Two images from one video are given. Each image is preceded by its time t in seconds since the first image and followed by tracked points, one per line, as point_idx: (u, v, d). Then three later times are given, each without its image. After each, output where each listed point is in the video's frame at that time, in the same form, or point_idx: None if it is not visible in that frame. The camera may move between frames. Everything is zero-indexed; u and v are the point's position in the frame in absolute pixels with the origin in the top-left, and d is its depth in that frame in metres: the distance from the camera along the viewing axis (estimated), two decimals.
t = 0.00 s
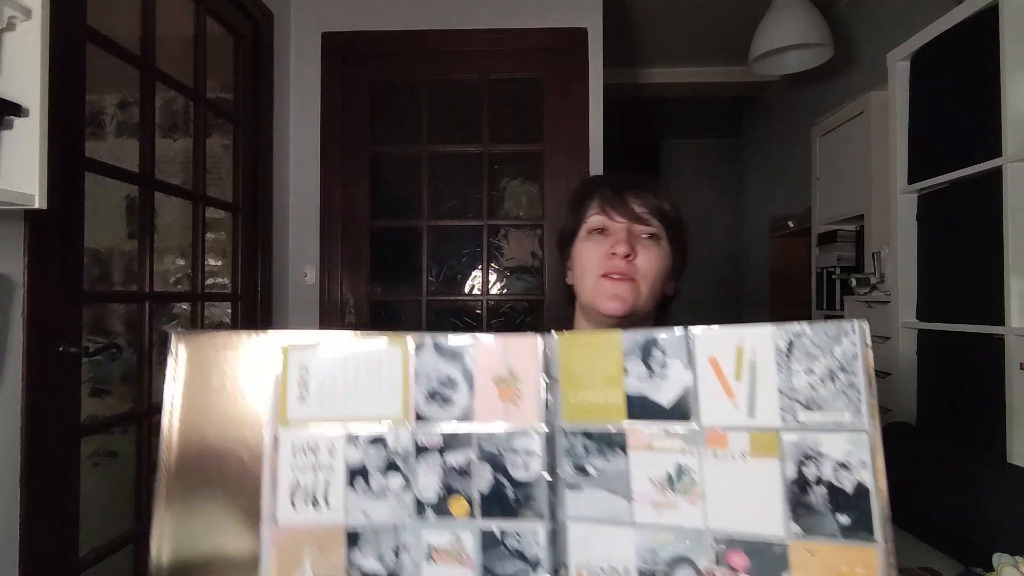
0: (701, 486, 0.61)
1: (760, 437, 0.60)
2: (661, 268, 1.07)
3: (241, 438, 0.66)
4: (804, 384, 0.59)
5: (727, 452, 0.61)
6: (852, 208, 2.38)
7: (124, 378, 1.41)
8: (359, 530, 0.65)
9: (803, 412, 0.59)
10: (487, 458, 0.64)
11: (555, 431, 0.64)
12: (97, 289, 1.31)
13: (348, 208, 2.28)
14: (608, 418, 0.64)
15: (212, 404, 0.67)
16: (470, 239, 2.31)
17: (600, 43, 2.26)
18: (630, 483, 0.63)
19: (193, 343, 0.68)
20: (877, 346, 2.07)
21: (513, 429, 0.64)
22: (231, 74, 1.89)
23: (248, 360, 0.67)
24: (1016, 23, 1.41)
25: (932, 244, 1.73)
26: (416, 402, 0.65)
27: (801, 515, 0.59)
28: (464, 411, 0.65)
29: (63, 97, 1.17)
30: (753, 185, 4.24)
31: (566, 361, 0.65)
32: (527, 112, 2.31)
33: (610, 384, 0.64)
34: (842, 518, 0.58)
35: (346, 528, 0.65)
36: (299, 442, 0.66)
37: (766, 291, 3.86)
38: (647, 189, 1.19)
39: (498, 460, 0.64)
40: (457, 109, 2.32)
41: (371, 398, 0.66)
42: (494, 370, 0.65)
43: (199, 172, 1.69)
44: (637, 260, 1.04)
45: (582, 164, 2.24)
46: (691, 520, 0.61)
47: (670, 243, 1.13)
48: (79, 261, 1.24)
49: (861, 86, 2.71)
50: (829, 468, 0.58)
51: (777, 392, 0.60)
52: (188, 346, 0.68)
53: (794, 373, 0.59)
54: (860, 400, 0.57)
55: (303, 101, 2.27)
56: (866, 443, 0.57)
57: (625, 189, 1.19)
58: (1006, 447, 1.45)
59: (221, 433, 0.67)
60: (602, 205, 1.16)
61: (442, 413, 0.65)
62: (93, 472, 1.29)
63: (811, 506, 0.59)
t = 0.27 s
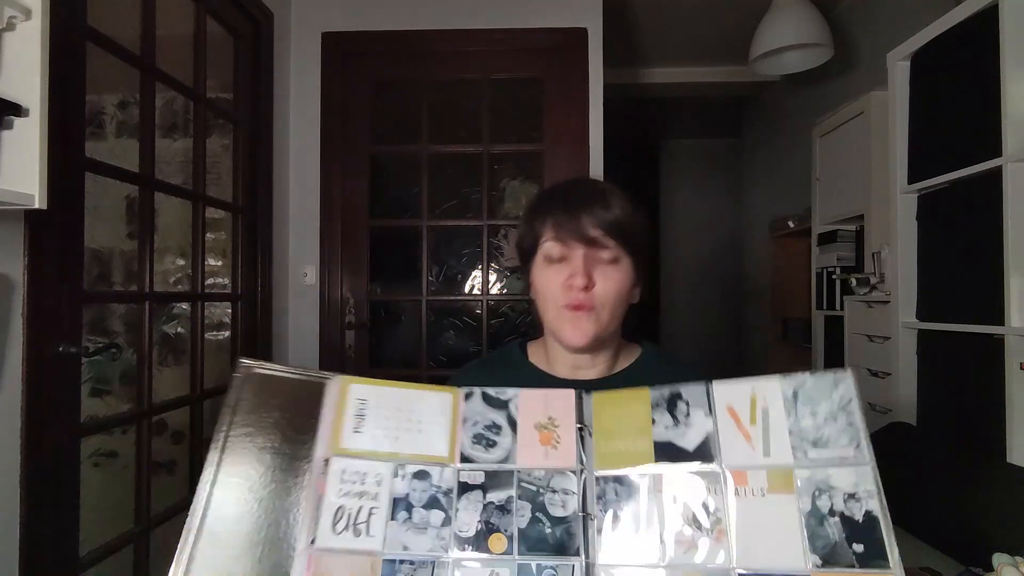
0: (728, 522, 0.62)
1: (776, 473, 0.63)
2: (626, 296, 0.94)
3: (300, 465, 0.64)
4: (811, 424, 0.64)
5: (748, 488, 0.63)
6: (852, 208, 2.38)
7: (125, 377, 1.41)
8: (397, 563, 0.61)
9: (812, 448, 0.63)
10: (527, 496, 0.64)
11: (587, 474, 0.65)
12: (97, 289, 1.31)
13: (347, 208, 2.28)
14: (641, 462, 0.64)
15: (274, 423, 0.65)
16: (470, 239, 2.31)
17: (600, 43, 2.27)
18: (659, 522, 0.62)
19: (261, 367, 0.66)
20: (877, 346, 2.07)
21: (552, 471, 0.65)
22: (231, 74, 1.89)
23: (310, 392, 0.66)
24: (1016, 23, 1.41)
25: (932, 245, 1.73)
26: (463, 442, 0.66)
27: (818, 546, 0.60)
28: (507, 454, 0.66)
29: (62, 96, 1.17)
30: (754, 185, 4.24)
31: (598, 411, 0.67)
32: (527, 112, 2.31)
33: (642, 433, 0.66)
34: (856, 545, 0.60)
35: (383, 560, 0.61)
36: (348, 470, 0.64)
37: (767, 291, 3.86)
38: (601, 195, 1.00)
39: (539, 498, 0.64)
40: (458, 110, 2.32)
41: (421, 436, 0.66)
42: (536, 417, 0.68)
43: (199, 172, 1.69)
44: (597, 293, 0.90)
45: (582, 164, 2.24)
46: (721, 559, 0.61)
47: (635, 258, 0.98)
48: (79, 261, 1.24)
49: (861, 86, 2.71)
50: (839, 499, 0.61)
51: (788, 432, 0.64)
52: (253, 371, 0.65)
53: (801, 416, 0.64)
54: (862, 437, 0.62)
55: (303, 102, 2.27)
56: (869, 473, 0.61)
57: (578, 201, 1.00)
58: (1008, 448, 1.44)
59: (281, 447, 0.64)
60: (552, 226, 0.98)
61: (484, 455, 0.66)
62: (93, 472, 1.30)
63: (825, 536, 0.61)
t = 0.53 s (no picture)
0: (724, 550, 0.65)
1: (772, 507, 0.67)
2: (591, 358, 0.82)
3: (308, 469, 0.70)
4: (807, 464, 0.68)
5: (745, 519, 0.66)
6: (852, 208, 2.38)
7: (125, 377, 1.41)
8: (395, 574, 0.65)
9: (807, 486, 0.67)
10: (524, 513, 0.67)
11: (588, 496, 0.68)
12: (97, 289, 1.31)
13: (347, 209, 2.28)
14: (638, 487, 0.68)
15: (286, 434, 0.72)
16: (470, 239, 2.31)
17: (600, 43, 2.27)
18: (655, 544, 0.66)
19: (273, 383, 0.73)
20: (877, 346, 2.08)
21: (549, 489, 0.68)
22: (230, 74, 1.89)
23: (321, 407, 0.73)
24: (1015, 24, 1.41)
25: (931, 245, 1.73)
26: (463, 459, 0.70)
27: None
28: (507, 470, 0.69)
29: (62, 96, 1.17)
30: (754, 185, 4.24)
31: (603, 433, 0.70)
32: (527, 112, 2.31)
33: (642, 458, 0.69)
34: None
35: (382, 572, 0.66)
36: (352, 484, 0.69)
37: (766, 291, 3.87)
38: (582, 232, 0.76)
39: (535, 516, 0.67)
40: (458, 110, 2.32)
41: (422, 451, 0.71)
42: (537, 435, 0.71)
43: (199, 171, 1.69)
44: (553, 365, 0.80)
45: (582, 164, 2.24)
46: None
47: (615, 314, 0.79)
48: (80, 261, 1.24)
49: (861, 86, 2.71)
50: (830, 536, 0.65)
51: (785, 470, 0.68)
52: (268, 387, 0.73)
53: (797, 455, 0.69)
54: (854, 480, 0.67)
55: (303, 102, 2.27)
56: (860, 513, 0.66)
57: (552, 238, 0.77)
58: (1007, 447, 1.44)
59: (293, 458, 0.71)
60: (515, 271, 0.77)
61: (485, 471, 0.70)
62: (93, 472, 1.30)
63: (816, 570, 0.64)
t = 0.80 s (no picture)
0: None
1: (791, 563, 0.64)
2: (583, 388, 0.81)
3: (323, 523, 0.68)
4: (827, 518, 0.65)
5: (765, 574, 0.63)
6: (852, 208, 2.38)
7: (125, 377, 1.41)
8: None
9: (828, 541, 0.64)
10: (535, 561, 0.64)
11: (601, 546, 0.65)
12: (97, 288, 1.31)
13: (347, 209, 2.28)
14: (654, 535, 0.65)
15: (301, 482, 0.70)
16: (470, 239, 2.31)
17: (600, 43, 2.27)
18: None
19: (291, 431, 0.72)
20: (877, 347, 2.08)
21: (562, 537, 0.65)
22: (230, 74, 1.89)
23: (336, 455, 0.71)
24: (1015, 25, 1.41)
25: (932, 246, 1.73)
26: (475, 504, 0.68)
27: None
28: (519, 517, 0.67)
29: (62, 96, 1.17)
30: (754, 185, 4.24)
31: (618, 478, 0.68)
32: (527, 113, 2.31)
33: (658, 505, 0.67)
34: None
35: None
36: (364, 532, 0.67)
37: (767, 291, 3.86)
38: (566, 262, 0.76)
39: (547, 565, 0.64)
40: (457, 110, 2.32)
41: (434, 497, 0.69)
42: (548, 480, 0.68)
43: (199, 171, 1.69)
44: (543, 397, 0.80)
45: (582, 164, 2.24)
46: None
47: (606, 342, 0.78)
48: (80, 261, 1.24)
49: (861, 86, 2.71)
50: None
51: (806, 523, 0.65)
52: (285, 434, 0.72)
53: (818, 508, 0.66)
54: (877, 537, 0.64)
55: (302, 102, 2.27)
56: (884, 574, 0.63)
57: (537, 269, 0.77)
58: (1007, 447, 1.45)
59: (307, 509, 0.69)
60: (501, 303, 0.77)
61: (496, 516, 0.67)
62: (93, 473, 1.30)
63: None
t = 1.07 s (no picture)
0: None
1: (785, 558, 0.64)
2: (582, 387, 0.81)
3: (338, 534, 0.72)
4: (816, 515, 0.66)
5: (762, 568, 0.63)
6: (852, 208, 2.38)
7: (125, 376, 1.41)
8: None
9: (819, 537, 0.65)
10: (533, 557, 0.64)
11: (601, 543, 0.64)
12: (97, 288, 1.31)
13: (347, 208, 2.29)
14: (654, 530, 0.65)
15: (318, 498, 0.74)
16: (470, 239, 2.31)
17: (600, 43, 2.27)
18: None
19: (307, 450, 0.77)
20: (877, 347, 2.08)
21: (561, 533, 0.65)
22: (231, 74, 1.89)
23: (348, 473, 0.75)
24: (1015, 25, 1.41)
25: (932, 246, 1.73)
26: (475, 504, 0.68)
27: None
28: (518, 514, 0.67)
29: (62, 96, 1.17)
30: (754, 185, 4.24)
31: (615, 476, 0.68)
32: (527, 113, 2.31)
33: (656, 502, 0.67)
34: None
35: None
36: (371, 536, 0.68)
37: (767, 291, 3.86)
38: (561, 263, 0.76)
39: (545, 561, 0.63)
40: (458, 110, 2.32)
41: (436, 499, 0.69)
42: (546, 478, 0.69)
43: (199, 171, 1.69)
44: (542, 395, 0.80)
45: (582, 164, 2.24)
46: None
47: (604, 342, 0.77)
48: (80, 261, 1.24)
49: (861, 86, 2.71)
50: None
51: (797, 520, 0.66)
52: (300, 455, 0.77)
53: (808, 506, 0.67)
54: (864, 534, 0.65)
55: (303, 103, 2.27)
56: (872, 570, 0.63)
57: (533, 270, 0.76)
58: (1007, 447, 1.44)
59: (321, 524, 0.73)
60: (497, 304, 0.77)
61: (495, 514, 0.67)
62: (93, 472, 1.30)
63: None
